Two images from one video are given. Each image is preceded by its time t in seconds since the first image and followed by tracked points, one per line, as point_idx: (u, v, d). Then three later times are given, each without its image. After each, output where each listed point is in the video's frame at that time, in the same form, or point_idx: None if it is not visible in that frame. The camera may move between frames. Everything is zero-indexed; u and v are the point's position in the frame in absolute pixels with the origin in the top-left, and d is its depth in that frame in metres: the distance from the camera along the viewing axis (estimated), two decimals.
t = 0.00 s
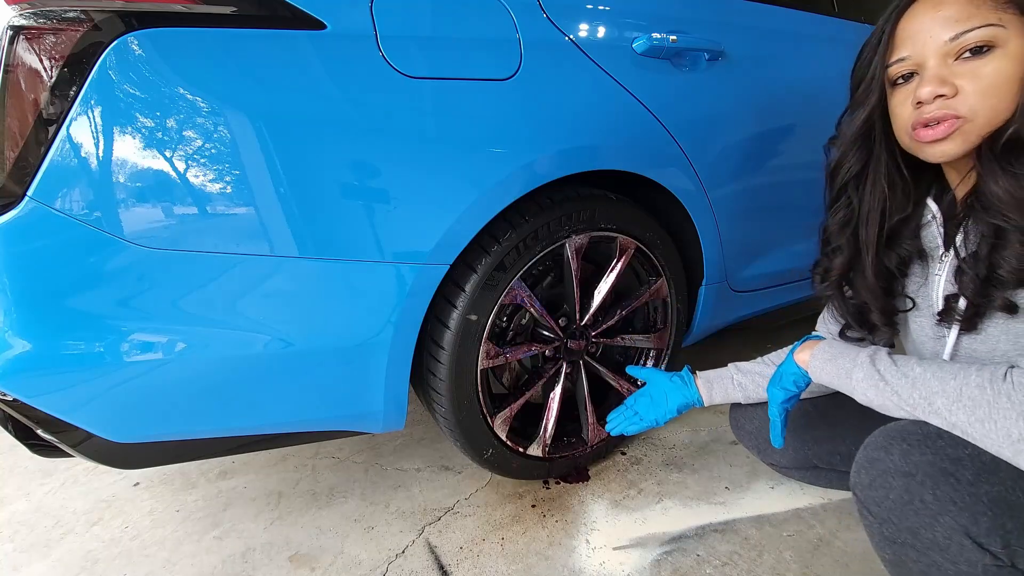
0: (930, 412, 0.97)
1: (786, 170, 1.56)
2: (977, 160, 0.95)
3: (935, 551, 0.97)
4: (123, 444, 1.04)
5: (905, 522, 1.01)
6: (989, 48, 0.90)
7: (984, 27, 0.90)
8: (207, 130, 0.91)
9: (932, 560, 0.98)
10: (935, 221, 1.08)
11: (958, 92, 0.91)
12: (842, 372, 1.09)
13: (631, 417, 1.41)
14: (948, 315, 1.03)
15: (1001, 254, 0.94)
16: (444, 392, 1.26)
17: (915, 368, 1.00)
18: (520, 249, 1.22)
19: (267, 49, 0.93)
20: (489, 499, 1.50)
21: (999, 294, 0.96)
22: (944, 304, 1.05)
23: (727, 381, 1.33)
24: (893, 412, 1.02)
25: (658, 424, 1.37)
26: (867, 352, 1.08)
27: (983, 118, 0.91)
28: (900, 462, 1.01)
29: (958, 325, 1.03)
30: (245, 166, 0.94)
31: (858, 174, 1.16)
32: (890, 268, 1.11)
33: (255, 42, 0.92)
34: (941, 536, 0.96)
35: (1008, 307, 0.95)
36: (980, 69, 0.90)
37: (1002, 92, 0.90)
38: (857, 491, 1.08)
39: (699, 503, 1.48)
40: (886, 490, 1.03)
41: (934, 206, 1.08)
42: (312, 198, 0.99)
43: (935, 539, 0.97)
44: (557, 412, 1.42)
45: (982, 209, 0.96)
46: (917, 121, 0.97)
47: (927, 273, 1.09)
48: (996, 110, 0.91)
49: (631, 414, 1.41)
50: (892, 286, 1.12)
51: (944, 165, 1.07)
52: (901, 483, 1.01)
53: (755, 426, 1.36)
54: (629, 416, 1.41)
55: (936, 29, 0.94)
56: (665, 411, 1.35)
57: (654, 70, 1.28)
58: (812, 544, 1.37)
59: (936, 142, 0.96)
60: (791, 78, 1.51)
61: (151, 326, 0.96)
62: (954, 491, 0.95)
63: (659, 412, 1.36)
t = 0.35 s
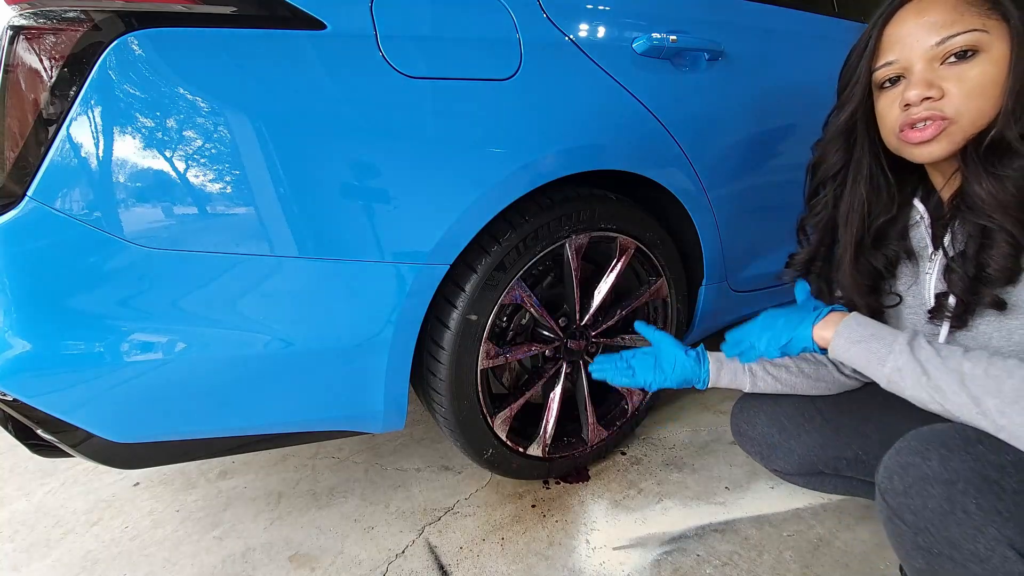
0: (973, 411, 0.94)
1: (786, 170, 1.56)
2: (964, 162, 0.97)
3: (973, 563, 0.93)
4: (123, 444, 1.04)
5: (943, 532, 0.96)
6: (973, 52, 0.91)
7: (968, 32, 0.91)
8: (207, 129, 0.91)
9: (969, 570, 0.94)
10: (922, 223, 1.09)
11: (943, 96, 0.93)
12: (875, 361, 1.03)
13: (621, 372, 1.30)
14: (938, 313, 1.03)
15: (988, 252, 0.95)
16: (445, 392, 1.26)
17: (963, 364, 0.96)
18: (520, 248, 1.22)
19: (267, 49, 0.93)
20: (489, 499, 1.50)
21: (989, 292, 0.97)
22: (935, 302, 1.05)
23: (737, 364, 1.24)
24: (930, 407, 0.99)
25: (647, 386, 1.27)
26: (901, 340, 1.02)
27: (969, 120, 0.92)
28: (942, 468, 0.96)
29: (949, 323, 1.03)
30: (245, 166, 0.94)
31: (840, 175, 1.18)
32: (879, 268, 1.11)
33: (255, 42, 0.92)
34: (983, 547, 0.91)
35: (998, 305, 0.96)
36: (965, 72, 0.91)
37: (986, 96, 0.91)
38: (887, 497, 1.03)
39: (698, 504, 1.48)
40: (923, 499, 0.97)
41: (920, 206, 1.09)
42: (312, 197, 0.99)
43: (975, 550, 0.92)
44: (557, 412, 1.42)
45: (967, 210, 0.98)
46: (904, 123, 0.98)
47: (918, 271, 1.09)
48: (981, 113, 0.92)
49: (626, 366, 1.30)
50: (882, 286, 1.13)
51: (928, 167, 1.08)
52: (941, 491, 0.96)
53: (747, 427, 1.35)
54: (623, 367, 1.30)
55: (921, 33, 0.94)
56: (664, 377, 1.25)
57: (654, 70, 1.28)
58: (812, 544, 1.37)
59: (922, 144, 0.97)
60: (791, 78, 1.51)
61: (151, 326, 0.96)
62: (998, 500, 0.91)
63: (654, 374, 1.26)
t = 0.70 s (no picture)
0: (1004, 432, 0.91)
1: (786, 170, 1.56)
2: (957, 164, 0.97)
3: None
4: (124, 444, 1.04)
5: (993, 564, 0.90)
6: (967, 56, 0.91)
7: (963, 35, 0.91)
8: (207, 130, 0.91)
9: None
10: (913, 226, 1.09)
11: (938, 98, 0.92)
12: (895, 396, 0.98)
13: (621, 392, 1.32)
14: (931, 313, 1.04)
15: (979, 255, 0.95)
16: (445, 392, 1.26)
17: (989, 392, 0.92)
18: (520, 249, 1.22)
19: (268, 48, 0.93)
20: (489, 499, 1.50)
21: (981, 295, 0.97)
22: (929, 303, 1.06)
23: (735, 371, 1.27)
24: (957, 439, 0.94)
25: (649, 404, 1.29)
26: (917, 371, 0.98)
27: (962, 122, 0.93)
28: (989, 497, 0.92)
29: (941, 324, 1.04)
30: (245, 166, 0.94)
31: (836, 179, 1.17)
32: (871, 271, 1.12)
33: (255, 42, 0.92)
34: None
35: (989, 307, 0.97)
36: (960, 74, 0.91)
37: (980, 98, 0.91)
38: (926, 524, 0.98)
39: (699, 504, 1.48)
40: (971, 530, 0.93)
41: (913, 209, 1.09)
42: (313, 197, 0.99)
43: None
44: (557, 412, 1.42)
45: (959, 213, 0.98)
46: (898, 125, 0.97)
47: (911, 274, 1.10)
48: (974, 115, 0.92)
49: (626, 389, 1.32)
50: (874, 287, 1.14)
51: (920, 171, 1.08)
52: (991, 521, 0.91)
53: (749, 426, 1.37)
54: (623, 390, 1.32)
55: (916, 35, 0.94)
56: (665, 395, 1.26)
57: (655, 70, 1.28)
58: (812, 544, 1.37)
59: (917, 146, 0.96)
60: (791, 78, 1.51)
61: (151, 326, 0.96)
62: None
63: (654, 394, 1.28)
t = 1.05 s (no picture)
0: (985, 407, 0.93)
1: (786, 170, 1.56)
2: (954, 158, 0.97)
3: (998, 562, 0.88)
4: (123, 444, 1.04)
5: (964, 528, 0.91)
6: (964, 50, 0.92)
7: (959, 30, 0.91)
8: (207, 130, 0.91)
9: (993, 568, 0.89)
10: (915, 219, 1.09)
11: (935, 93, 0.93)
12: (878, 370, 1.01)
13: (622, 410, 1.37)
14: (933, 305, 1.03)
15: (980, 246, 0.95)
16: (445, 392, 1.26)
17: (969, 366, 0.95)
18: (520, 248, 1.22)
19: (268, 48, 0.93)
20: (489, 499, 1.50)
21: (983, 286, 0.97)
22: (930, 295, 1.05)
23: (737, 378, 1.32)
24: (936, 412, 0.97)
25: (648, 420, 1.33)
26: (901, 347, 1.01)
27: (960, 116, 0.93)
28: (959, 464, 0.93)
29: (944, 315, 1.03)
30: (245, 166, 0.94)
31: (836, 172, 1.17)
32: (873, 262, 1.12)
33: (255, 42, 0.92)
34: (1005, 540, 0.87)
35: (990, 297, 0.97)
36: (955, 69, 0.92)
37: (977, 92, 0.92)
38: (904, 495, 0.99)
39: (698, 504, 1.48)
40: (943, 495, 0.94)
41: (914, 202, 1.09)
42: (313, 198, 0.99)
43: (999, 547, 0.88)
44: (557, 413, 1.42)
45: (959, 205, 0.98)
46: (895, 119, 0.98)
47: (913, 266, 1.10)
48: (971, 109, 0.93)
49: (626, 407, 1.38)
50: (875, 279, 1.14)
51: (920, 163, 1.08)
52: (962, 487, 0.92)
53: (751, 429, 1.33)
54: (624, 408, 1.38)
55: (911, 31, 0.95)
56: (665, 407, 1.31)
57: (655, 70, 1.28)
58: (812, 544, 1.37)
59: (913, 140, 0.97)
60: (791, 78, 1.51)
61: (151, 326, 0.96)
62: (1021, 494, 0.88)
63: (654, 407, 1.32)
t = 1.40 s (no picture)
0: (982, 288, 0.86)
1: (786, 170, 1.56)
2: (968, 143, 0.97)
3: (935, 463, 0.89)
4: (123, 445, 1.04)
5: (903, 429, 0.95)
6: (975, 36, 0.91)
7: (971, 15, 0.91)
8: (207, 129, 0.91)
9: (927, 465, 0.91)
10: (934, 202, 1.08)
11: (945, 79, 0.94)
12: (901, 247, 0.96)
13: (617, 424, 1.34)
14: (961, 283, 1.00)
15: (1010, 218, 0.93)
16: (445, 392, 1.26)
17: (977, 253, 0.88)
18: (520, 249, 1.22)
19: (268, 48, 0.93)
20: (489, 499, 1.50)
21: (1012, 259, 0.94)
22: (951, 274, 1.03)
23: (728, 393, 1.28)
24: (934, 292, 0.91)
25: (647, 434, 1.30)
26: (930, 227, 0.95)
27: (970, 101, 0.93)
28: (903, 366, 0.95)
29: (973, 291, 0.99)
30: (245, 166, 0.94)
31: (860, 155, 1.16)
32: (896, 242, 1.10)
33: (254, 41, 0.92)
34: (934, 436, 0.89)
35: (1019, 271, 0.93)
36: (966, 55, 0.92)
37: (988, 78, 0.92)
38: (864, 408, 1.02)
39: (698, 504, 1.48)
40: (888, 399, 0.97)
41: (932, 186, 1.08)
42: (313, 198, 0.99)
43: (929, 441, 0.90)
44: (557, 413, 1.42)
45: (985, 182, 0.96)
46: (910, 104, 0.99)
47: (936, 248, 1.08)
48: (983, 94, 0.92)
49: (621, 419, 1.34)
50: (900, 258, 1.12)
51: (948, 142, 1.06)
52: (903, 387, 0.95)
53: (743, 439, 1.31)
54: (618, 421, 1.35)
55: (925, 18, 0.95)
56: (664, 424, 1.28)
57: (654, 70, 1.28)
58: (812, 544, 1.37)
59: (928, 125, 0.98)
60: (791, 78, 1.51)
61: (150, 326, 0.96)
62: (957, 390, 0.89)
63: (650, 423, 1.30)
